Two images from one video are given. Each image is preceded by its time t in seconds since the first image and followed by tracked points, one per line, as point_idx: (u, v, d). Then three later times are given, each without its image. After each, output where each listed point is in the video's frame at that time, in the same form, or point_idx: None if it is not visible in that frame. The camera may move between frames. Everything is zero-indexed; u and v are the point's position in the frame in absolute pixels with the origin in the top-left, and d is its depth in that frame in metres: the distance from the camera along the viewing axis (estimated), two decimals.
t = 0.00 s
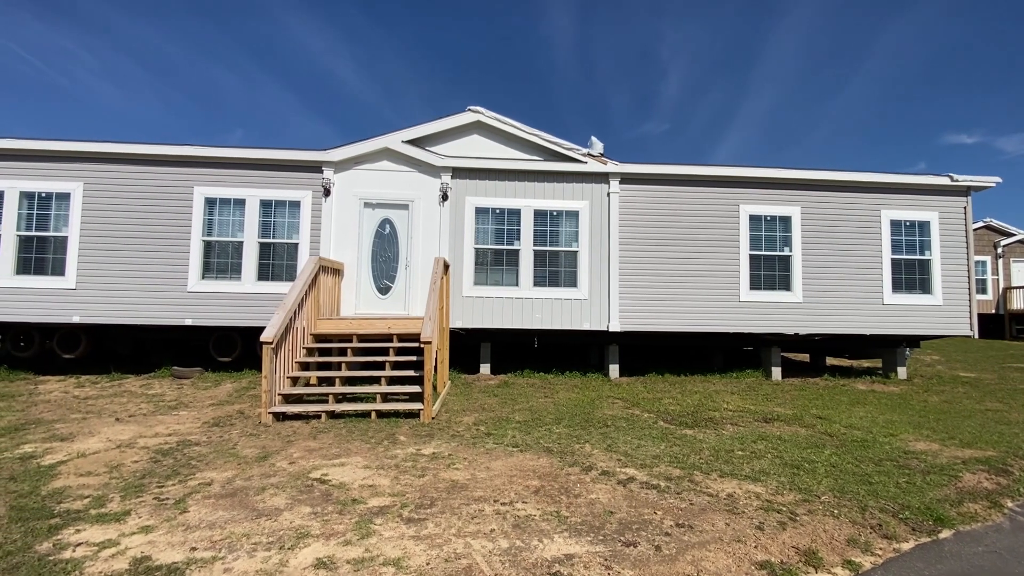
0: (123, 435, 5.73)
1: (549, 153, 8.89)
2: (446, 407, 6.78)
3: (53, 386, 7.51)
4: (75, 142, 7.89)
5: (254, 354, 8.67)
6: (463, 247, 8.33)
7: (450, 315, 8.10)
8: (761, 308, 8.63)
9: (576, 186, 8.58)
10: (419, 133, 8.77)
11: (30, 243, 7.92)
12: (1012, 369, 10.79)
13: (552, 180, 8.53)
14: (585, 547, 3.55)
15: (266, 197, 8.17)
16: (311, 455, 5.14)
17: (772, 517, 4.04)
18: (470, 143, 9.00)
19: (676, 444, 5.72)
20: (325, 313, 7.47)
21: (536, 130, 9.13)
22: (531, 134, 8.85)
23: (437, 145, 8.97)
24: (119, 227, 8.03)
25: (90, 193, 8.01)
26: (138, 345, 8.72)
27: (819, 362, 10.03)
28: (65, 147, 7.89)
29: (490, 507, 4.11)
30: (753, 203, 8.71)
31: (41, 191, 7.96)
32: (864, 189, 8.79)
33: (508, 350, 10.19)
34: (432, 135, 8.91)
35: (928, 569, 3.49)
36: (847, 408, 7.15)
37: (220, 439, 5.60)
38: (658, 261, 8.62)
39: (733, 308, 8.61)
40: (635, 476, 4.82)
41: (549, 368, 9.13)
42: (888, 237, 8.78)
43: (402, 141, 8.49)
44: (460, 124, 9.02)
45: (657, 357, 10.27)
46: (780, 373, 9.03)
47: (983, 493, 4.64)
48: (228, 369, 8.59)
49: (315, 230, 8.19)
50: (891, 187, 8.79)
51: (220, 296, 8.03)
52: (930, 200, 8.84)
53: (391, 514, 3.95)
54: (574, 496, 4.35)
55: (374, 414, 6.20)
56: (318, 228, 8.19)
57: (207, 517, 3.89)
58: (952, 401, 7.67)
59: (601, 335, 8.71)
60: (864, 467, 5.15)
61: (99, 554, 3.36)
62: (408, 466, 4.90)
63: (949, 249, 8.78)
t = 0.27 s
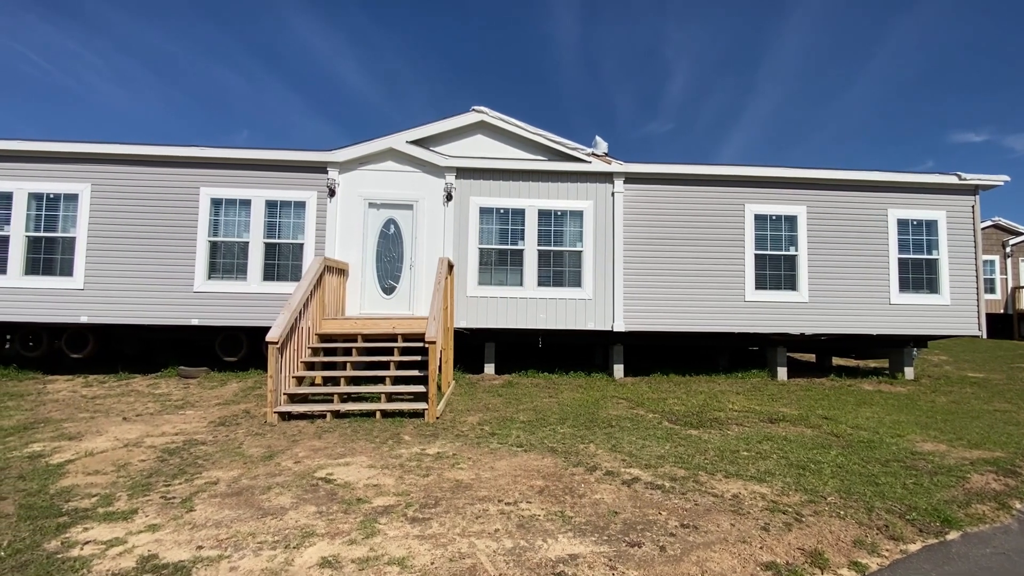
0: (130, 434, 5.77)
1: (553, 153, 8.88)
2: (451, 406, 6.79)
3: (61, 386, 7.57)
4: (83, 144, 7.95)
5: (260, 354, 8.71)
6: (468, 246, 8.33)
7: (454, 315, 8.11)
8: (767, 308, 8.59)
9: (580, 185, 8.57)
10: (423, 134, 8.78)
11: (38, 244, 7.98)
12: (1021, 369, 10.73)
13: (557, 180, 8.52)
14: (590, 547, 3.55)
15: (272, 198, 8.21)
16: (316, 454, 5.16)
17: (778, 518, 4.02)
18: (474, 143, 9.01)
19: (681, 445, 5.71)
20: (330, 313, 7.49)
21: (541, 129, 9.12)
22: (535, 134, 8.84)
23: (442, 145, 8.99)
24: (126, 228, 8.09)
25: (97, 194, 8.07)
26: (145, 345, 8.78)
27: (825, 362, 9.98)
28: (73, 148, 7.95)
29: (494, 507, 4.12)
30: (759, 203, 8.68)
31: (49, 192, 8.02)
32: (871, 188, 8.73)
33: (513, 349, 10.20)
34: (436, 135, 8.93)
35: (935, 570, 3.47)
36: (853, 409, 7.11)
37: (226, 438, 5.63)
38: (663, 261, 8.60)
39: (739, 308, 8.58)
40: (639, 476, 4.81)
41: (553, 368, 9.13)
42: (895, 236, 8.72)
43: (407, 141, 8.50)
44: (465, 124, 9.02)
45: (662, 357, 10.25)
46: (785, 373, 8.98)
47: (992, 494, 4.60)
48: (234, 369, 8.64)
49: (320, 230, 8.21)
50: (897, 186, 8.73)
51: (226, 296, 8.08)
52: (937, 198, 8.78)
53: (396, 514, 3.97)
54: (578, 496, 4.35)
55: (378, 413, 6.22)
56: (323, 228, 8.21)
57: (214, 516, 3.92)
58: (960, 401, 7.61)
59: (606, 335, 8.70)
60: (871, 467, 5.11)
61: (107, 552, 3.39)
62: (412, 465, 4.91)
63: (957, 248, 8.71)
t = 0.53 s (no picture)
0: (137, 433, 5.82)
1: (558, 153, 8.88)
2: (455, 406, 6.80)
3: (69, 385, 7.63)
4: (91, 145, 8.02)
5: (265, 354, 8.75)
6: (472, 246, 8.34)
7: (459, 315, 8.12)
8: (772, 308, 8.55)
9: (585, 185, 8.56)
10: (428, 134, 8.79)
11: (47, 245, 8.05)
12: None
13: (561, 180, 8.51)
14: (594, 547, 3.55)
15: (277, 198, 8.24)
16: (321, 454, 5.18)
17: (784, 519, 4.00)
18: (479, 143, 9.01)
19: (685, 445, 5.70)
20: (335, 313, 7.52)
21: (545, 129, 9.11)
22: (539, 134, 8.84)
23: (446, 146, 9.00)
24: (134, 228, 8.15)
25: (105, 195, 8.14)
26: (152, 344, 8.84)
27: (831, 362, 9.93)
28: (81, 149, 8.02)
29: (499, 507, 4.12)
30: (764, 202, 8.64)
31: (57, 193, 8.09)
32: (877, 187, 8.67)
33: (517, 349, 10.20)
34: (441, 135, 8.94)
35: (943, 572, 3.44)
36: (860, 409, 7.07)
37: (232, 437, 5.66)
38: (668, 261, 8.57)
39: (744, 308, 8.54)
40: (644, 476, 4.80)
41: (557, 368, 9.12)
42: (902, 236, 8.66)
43: (411, 141, 8.52)
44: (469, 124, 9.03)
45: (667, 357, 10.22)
46: (791, 373, 8.94)
47: (1000, 496, 4.56)
48: (239, 368, 8.68)
49: (325, 230, 8.24)
50: (904, 185, 8.67)
51: (232, 296, 8.12)
52: (945, 197, 8.71)
53: (400, 513, 3.98)
54: (582, 496, 4.35)
55: (382, 413, 6.24)
56: (328, 228, 8.24)
57: (219, 514, 3.94)
58: (968, 402, 7.55)
59: (610, 335, 8.68)
60: (877, 468, 5.08)
61: (114, 550, 3.42)
62: (416, 465, 4.92)
63: (965, 248, 8.64)
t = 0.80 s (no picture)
0: (143, 432, 5.85)
1: (562, 152, 8.87)
2: (459, 406, 6.80)
3: (77, 385, 7.69)
4: (98, 146, 8.08)
5: (271, 353, 8.79)
6: (476, 246, 8.35)
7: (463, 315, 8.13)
8: (778, 308, 8.51)
9: (589, 185, 8.55)
10: (432, 134, 8.80)
11: (55, 245, 8.12)
12: None
13: (565, 179, 8.51)
14: (598, 547, 3.54)
15: (282, 199, 8.28)
16: (326, 453, 5.19)
17: (789, 520, 3.98)
18: (483, 143, 9.02)
19: (690, 445, 5.68)
20: (340, 313, 7.54)
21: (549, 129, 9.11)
22: (544, 133, 8.83)
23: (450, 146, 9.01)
24: (140, 229, 8.20)
25: (112, 196, 8.19)
26: (159, 344, 8.90)
27: (837, 362, 9.87)
28: (89, 151, 8.08)
29: (503, 506, 4.12)
30: (769, 201, 8.60)
31: (65, 194, 8.15)
32: (884, 186, 8.62)
33: (522, 349, 10.19)
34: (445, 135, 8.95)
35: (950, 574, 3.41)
36: (866, 409, 7.03)
37: (238, 436, 5.69)
38: (673, 261, 8.55)
39: (750, 308, 8.50)
40: (648, 476, 4.79)
41: (562, 368, 9.11)
42: (909, 235, 8.60)
43: (415, 141, 8.53)
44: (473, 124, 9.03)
45: (672, 357, 10.19)
46: (797, 373, 8.90)
47: (1009, 497, 4.52)
48: (245, 368, 8.72)
49: (329, 231, 8.27)
50: (911, 183, 8.61)
51: (238, 296, 8.16)
52: (953, 196, 8.64)
53: (404, 513, 3.98)
54: (587, 496, 4.34)
55: (387, 413, 6.25)
56: (333, 229, 8.27)
57: (225, 513, 3.96)
58: (977, 402, 7.49)
59: (615, 334, 8.67)
60: (884, 469, 5.04)
61: (121, 548, 3.44)
62: (421, 464, 4.93)
63: (973, 247, 8.57)
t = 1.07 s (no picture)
0: (150, 432, 5.89)
1: (566, 152, 8.86)
2: (463, 406, 6.81)
3: (85, 384, 7.75)
4: (105, 147, 8.14)
5: (276, 353, 8.83)
6: (480, 246, 8.35)
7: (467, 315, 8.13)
8: (784, 308, 8.47)
9: (593, 184, 8.53)
10: (437, 134, 8.81)
11: (63, 246, 8.18)
12: None
13: (570, 179, 8.50)
14: (603, 547, 3.54)
15: (287, 199, 8.31)
16: (331, 453, 5.21)
17: (795, 521, 3.96)
18: (487, 143, 9.02)
19: (695, 445, 5.66)
20: (344, 313, 7.56)
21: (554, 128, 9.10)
22: (548, 133, 8.82)
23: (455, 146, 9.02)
24: (147, 230, 8.26)
25: (119, 197, 8.25)
26: (165, 344, 8.95)
27: (843, 362, 9.81)
28: (96, 152, 8.14)
29: (507, 506, 4.12)
30: (775, 201, 8.56)
31: (72, 195, 8.22)
32: (891, 185, 8.56)
33: (526, 349, 10.19)
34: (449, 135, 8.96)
35: None
36: (873, 410, 6.99)
37: (244, 436, 5.72)
38: (678, 260, 8.52)
39: (755, 307, 8.46)
40: (653, 477, 4.78)
41: (566, 368, 9.10)
42: (916, 234, 8.54)
43: (420, 141, 8.54)
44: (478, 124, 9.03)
45: (677, 357, 10.16)
46: (802, 373, 8.86)
47: (1018, 498, 4.49)
48: (250, 367, 8.76)
49: (334, 231, 8.30)
50: (919, 182, 8.55)
51: (243, 296, 8.20)
52: (960, 195, 8.57)
53: (409, 512, 3.99)
54: (591, 496, 4.33)
55: (391, 412, 6.27)
56: (338, 229, 8.29)
57: (231, 512, 3.98)
58: (985, 403, 7.43)
59: (619, 334, 8.65)
60: (891, 470, 5.01)
61: (128, 547, 3.46)
62: (426, 464, 4.94)
63: (982, 246, 8.50)
